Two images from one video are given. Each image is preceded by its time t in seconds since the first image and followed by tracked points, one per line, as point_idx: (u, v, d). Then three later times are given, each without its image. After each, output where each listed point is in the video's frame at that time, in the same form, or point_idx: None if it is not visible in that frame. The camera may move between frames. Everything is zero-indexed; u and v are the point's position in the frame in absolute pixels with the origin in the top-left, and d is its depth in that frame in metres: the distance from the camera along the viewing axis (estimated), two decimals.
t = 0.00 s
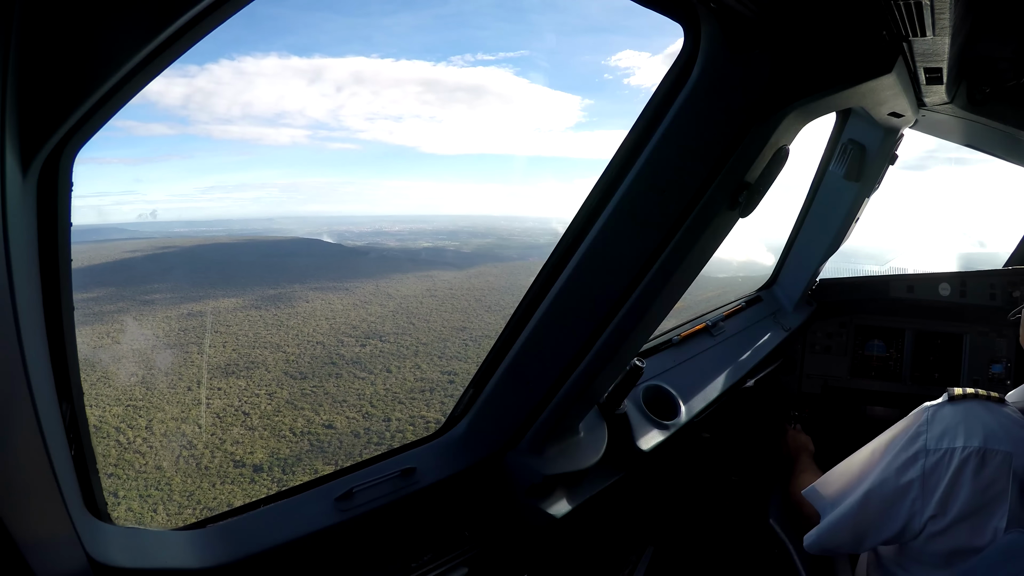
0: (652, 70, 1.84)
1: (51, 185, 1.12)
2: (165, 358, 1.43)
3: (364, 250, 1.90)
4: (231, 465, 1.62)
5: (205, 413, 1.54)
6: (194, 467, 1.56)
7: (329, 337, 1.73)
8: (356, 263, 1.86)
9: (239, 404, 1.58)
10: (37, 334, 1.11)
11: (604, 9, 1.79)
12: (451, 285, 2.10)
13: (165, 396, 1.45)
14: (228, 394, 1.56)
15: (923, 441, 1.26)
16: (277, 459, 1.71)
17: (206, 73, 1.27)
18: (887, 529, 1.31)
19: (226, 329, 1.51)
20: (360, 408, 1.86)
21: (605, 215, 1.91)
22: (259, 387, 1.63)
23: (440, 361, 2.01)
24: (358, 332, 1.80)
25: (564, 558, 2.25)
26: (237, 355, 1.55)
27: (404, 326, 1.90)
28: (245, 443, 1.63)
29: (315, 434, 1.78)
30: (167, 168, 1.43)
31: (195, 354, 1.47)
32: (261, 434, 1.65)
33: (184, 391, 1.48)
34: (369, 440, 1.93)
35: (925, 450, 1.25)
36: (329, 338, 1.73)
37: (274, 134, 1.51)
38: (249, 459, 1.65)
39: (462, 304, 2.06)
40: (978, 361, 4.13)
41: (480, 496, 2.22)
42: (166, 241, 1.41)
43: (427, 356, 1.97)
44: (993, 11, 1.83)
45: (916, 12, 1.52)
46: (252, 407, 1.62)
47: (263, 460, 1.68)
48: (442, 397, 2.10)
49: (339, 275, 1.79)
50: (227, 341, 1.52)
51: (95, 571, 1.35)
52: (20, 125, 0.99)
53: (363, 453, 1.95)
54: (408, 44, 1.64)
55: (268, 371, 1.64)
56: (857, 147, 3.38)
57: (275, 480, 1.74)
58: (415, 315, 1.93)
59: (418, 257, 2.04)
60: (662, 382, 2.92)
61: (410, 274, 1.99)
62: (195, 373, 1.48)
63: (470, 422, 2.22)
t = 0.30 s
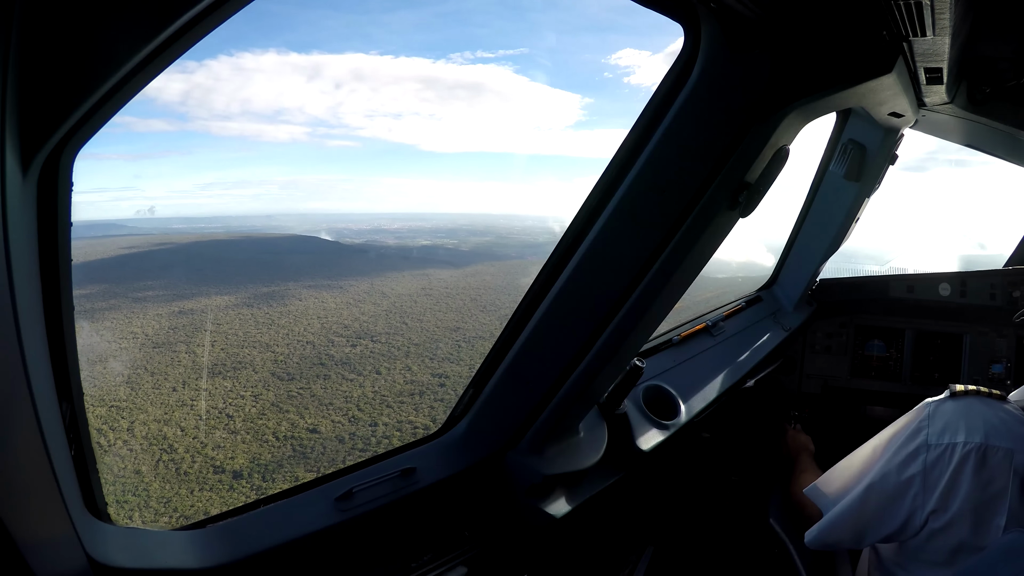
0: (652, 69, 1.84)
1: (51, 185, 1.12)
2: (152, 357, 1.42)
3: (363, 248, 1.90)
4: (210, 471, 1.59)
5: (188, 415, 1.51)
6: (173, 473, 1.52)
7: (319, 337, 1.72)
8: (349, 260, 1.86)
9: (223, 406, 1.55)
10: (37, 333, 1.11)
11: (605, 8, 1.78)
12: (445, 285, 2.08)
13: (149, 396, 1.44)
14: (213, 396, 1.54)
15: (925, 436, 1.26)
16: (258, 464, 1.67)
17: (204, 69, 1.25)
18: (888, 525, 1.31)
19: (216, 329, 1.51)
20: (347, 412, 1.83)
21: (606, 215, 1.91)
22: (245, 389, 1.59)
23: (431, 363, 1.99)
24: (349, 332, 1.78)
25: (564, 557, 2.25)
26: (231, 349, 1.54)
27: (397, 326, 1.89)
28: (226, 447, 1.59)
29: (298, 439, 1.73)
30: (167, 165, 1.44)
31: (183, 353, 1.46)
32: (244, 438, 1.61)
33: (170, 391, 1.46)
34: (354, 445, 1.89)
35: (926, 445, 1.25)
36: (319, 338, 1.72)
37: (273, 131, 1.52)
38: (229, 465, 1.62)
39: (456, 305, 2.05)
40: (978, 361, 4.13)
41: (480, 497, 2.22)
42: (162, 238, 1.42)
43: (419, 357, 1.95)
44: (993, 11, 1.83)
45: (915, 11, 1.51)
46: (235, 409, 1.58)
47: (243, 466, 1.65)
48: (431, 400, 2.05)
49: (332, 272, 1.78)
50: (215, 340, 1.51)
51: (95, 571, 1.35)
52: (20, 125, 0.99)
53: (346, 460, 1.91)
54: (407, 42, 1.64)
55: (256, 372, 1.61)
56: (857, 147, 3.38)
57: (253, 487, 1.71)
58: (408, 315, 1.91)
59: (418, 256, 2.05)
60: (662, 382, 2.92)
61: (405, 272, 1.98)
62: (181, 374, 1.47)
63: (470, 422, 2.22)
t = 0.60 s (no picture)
0: (653, 68, 1.83)
1: (51, 186, 1.12)
2: (139, 359, 1.41)
3: (363, 247, 1.91)
4: (191, 478, 1.58)
5: (172, 419, 1.50)
6: (153, 480, 1.51)
7: (310, 338, 1.71)
8: (348, 260, 1.85)
9: (207, 411, 1.56)
10: (37, 334, 1.11)
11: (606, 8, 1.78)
12: (439, 287, 2.04)
13: (135, 400, 1.42)
14: (198, 400, 1.53)
15: (926, 438, 1.26)
16: (239, 472, 1.67)
17: (203, 68, 1.25)
18: (890, 527, 1.30)
19: (205, 328, 1.49)
20: (333, 417, 1.81)
21: (606, 215, 1.91)
22: (231, 393, 1.59)
23: (423, 366, 1.97)
24: (341, 334, 1.77)
25: (564, 557, 2.25)
26: (229, 339, 1.55)
27: (391, 326, 1.87)
28: (209, 453, 1.59)
29: (281, 446, 1.73)
30: (166, 164, 1.44)
31: (172, 355, 1.46)
32: (228, 444, 1.63)
33: (155, 394, 1.45)
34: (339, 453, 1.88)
35: (927, 447, 1.25)
36: (310, 339, 1.71)
37: (273, 130, 1.52)
38: (210, 473, 1.61)
39: (453, 306, 2.03)
40: (978, 362, 4.12)
41: (479, 497, 2.23)
42: (162, 236, 1.45)
43: (412, 359, 1.93)
44: (994, 11, 1.83)
45: (915, 11, 1.50)
46: (220, 414, 1.59)
47: (224, 474, 1.64)
48: (423, 406, 2.04)
49: (324, 272, 1.76)
50: (202, 341, 1.49)
51: (95, 572, 1.35)
52: (20, 125, 0.99)
53: (329, 468, 1.89)
54: (407, 42, 1.64)
55: (244, 374, 1.60)
56: (856, 147, 3.39)
57: (233, 496, 1.70)
58: (402, 315, 1.89)
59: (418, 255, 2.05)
60: (661, 382, 2.92)
61: (398, 272, 1.94)
62: (167, 377, 1.46)
63: (470, 422, 2.22)
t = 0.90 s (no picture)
0: (653, 67, 1.83)
1: (51, 186, 1.12)
2: (128, 361, 1.39)
3: (361, 246, 1.90)
4: (172, 488, 1.54)
5: (158, 425, 1.47)
6: (134, 488, 1.47)
7: (301, 340, 1.69)
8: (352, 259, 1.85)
9: (194, 416, 1.52)
10: (37, 335, 1.11)
11: (606, 7, 1.78)
12: (439, 287, 2.04)
13: (121, 404, 1.41)
14: (185, 405, 1.50)
15: (926, 439, 1.26)
16: (221, 482, 1.63)
17: (202, 67, 1.25)
18: (890, 527, 1.30)
19: (198, 328, 1.49)
20: (320, 424, 1.79)
21: (606, 215, 1.91)
22: (219, 398, 1.56)
23: (417, 371, 1.96)
24: (333, 338, 1.76)
25: (564, 556, 2.25)
26: (220, 343, 1.53)
27: (384, 328, 1.87)
28: (192, 461, 1.55)
29: (268, 454, 1.70)
30: (167, 164, 1.45)
31: (161, 357, 1.44)
32: (211, 451, 1.58)
33: (142, 398, 1.43)
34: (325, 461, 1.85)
35: (927, 447, 1.25)
36: (302, 342, 1.70)
37: (273, 129, 1.52)
38: (191, 482, 1.57)
39: (449, 309, 2.02)
40: (978, 362, 4.13)
41: (479, 497, 2.23)
42: (161, 236, 1.46)
43: (405, 364, 1.93)
44: (994, 11, 1.82)
45: (915, 11, 1.49)
46: (207, 420, 1.55)
47: (205, 483, 1.61)
48: (413, 412, 2.03)
49: (323, 270, 1.75)
50: (193, 343, 1.49)
51: (95, 571, 1.35)
52: (20, 125, 0.99)
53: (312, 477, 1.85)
54: (407, 42, 1.64)
55: (234, 378, 1.57)
56: (856, 147, 3.39)
57: (212, 507, 1.66)
58: (397, 317, 1.89)
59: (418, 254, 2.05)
60: (661, 382, 2.92)
61: (395, 273, 1.95)
62: (154, 380, 1.44)
63: (470, 422, 2.22)
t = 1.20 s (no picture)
0: (653, 66, 1.83)
1: (51, 186, 1.12)
2: (118, 365, 1.38)
3: (361, 246, 1.92)
4: (153, 497, 1.52)
5: (142, 431, 1.45)
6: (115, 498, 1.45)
7: (293, 344, 1.69)
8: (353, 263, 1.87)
9: (179, 422, 1.50)
10: (37, 334, 1.11)
11: (607, 7, 1.78)
12: (437, 289, 2.05)
13: (108, 409, 1.39)
14: (172, 411, 1.48)
15: (921, 440, 1.26)
16: (203, 492, 1.61)
17: (202, 68, 1.25)
18: (887, 529, 1.31)
19: (191, 331, 1.48)
20: (307, 431, 1.78)
21: (607, 214, 1.91)
22: (206, 403, 1.56)
23: (410, 376, 1.96)
24: (325, 341, 1.75)
25: (564, 556, 2.26)
26: (204, 345, 1.51)
27: (379, 330, 1.86)
28: (175, 470, 1.53)
29: (251, 462, 1.69)
30: (167, 165, 1.45)
31: (151, 360, 1.43)
32: (195, 459, 1.56)
33: (129, 403, 1.42)
34: (310, 471, 1.84)
35: (922, 450, 1.25)
36: (294, 345, 1.70)
37: (273, 130, 1.52)
38: (173, 492, 1.55)
39: (446, 312, 2.02)
40: (978, 361, 4.13)
41: (479, 497, 2.23)
42: (157, 238, 1.46)
43: (398, 369, 1.93)
44: (993, 11, 1.82)
45: (916, 12, 1.49)
46: (192, 427, 1.54)
47: (187, 494, 1.58)
48: (403, 420, 2.01)
49: (318, 273, 1.76)
50: (183, 347, 1.48)
51: (95, 571, 1.35)
52: (20, 125, 0.99)
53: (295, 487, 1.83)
54: (407, 42, 1.64)
55: (222, 383, 1.57)
56: (857, 147, 3.38)
57: (192, 518, 1.63)
58: (392, 319, 1.88)
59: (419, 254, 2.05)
60: (661, 382, 2.92)
61: (393, 274, 1.95)
62: (143, 385, 1.42)
63: (470, 421, 2.23)
